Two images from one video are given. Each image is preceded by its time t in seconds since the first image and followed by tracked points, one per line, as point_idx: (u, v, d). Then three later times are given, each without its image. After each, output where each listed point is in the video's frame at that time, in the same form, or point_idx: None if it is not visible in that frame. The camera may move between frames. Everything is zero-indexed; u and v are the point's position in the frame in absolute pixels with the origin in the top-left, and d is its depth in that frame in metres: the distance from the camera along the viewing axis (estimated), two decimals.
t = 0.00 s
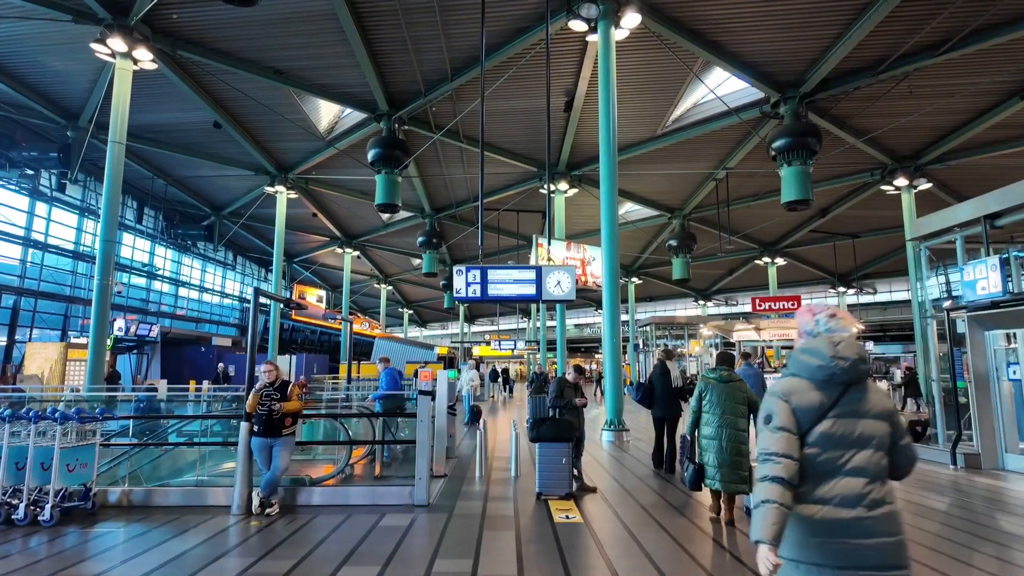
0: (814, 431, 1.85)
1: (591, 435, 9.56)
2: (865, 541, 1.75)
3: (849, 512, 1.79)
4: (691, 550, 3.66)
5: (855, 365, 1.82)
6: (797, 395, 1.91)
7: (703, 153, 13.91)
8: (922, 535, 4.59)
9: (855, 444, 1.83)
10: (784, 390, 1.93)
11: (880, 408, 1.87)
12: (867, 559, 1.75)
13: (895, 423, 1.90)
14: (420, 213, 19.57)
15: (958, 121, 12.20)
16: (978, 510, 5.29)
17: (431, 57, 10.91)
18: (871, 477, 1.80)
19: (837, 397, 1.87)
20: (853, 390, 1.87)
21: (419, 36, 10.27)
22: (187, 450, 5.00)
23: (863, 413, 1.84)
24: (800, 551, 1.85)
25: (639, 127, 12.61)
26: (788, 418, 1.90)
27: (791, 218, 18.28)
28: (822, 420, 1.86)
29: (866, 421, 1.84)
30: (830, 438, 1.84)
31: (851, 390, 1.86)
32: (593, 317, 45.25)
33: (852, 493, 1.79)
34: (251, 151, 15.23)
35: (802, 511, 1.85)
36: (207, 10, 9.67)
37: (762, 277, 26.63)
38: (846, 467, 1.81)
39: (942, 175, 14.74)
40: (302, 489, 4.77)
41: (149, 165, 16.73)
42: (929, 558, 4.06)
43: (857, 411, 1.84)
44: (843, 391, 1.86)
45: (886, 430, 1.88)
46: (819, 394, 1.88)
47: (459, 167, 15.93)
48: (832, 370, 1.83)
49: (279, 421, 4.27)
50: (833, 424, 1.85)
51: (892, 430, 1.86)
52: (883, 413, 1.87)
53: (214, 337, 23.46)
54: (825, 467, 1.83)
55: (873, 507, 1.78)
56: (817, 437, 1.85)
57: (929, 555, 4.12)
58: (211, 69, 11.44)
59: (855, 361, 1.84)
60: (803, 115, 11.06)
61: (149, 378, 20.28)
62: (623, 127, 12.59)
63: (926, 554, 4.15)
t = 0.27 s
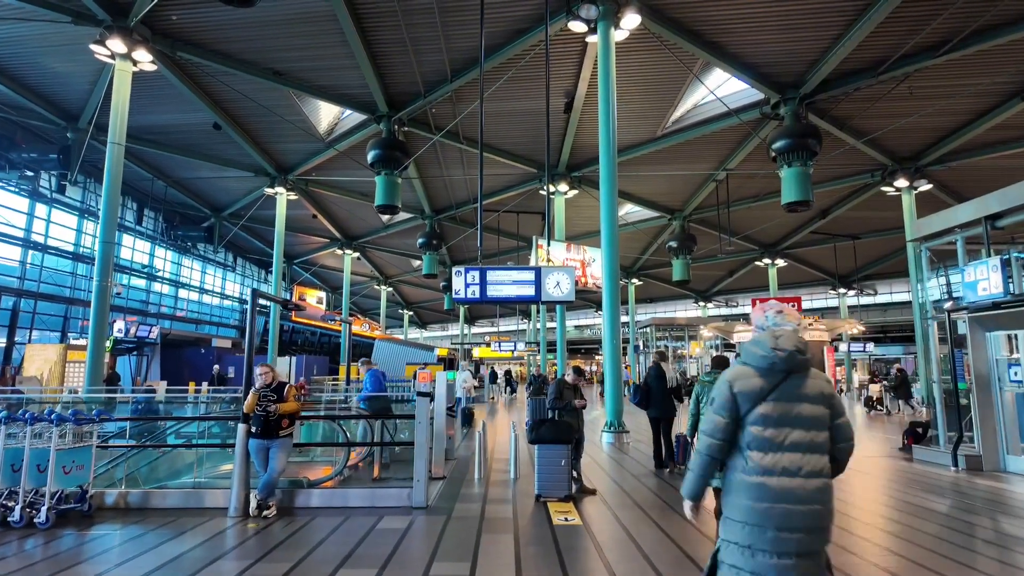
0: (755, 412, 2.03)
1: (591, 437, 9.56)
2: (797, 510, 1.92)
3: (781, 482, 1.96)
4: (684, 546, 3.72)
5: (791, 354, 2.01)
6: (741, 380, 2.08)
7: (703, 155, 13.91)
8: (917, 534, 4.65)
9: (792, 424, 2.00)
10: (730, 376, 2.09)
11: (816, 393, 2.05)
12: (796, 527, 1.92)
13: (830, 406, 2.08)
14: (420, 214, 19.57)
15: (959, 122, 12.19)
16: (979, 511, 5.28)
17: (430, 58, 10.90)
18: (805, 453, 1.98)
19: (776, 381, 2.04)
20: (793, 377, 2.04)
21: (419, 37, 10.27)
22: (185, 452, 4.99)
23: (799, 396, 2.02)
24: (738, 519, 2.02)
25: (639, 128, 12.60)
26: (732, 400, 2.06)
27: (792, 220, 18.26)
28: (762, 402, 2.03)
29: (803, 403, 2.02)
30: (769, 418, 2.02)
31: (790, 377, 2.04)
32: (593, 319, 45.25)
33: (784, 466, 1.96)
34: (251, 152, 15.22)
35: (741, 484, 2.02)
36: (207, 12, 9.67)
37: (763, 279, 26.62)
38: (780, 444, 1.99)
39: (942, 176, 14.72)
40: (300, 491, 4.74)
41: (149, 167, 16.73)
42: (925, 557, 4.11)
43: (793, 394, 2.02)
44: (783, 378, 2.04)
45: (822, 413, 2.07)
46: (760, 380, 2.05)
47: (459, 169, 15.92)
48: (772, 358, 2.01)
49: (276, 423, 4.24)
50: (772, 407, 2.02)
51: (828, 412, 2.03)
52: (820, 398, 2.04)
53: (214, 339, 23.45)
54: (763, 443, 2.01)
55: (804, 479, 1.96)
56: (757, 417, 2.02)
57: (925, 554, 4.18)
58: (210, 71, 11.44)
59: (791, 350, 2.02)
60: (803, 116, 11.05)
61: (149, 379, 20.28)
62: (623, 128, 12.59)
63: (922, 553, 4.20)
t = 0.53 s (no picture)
0: (721, 418, 2.47)
1: (591, 438, 9.54)
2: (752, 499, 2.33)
3: (741, 477, 2.38)
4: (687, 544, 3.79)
5: (752, 369, 2.42)
6: (712, 391, 2.52)
7: (703, 156, 13.90)
8: (915, 535, 4.68)
9: (749, 427, 2.41)
10: (700, 387, 2.55)
11: (774, 401, 2.44)
12: (753, 512, 2.34)
13: (791, 415, 2.45)
14: (420, 215, 19.57)
15: (959, 123, 12.18)
16: (980, 512, 5.27)
17: (431, 59, 10.91)
18: (762, 452, 2.37)
19: (740, 392, 2.47)
20: (752, 388, 2.46)
21: (419, 38, 10.28)
22: (184, 453, 4.98)
23: (757, 406, 2.43)
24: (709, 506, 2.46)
25: (639, 129, 12.60)
26: (703, 408, 2.52)
27: (792, 221, 18.25)
28: (727, 409, 2.47)
29: (761, 410, 2.42)
30: (731, 422, 2.45)
31: (750, 388, 2.46)
32: (593, 320, 45.23)
33: (743, 464, 2.37)
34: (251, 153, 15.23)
35: (712, 476, 2.46)
36: (208, 13, 9.68)
37: (764, 280, 26.61)
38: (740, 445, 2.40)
39: (943, 177, 14.71)
40: (299, 493, 4.74)
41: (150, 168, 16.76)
42: (922, 558, 4.14)
43: (753, 403, 2.44)
44: (744, 388, 2.46)
45: (781, 419, 2.44)
46: (726, 391, 2.49)
47: (459, 170, 15.92)
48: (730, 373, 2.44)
49: (275, 424, 4.22)
50: (734, 414, 2.45)
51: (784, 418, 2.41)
52: (779, 407, 2.43)
53: (215, 340, 23.44)
54: (727, 443, 2.44)
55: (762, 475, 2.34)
56: (722, 422, 2.46)
57: (921, 555, 4.20)
58: (211, 72, 11.45)
59: (752, 366, 2.44)
60: (804, 117, 11.05)
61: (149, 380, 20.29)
62: (623, 129, 12.58)
63: (919, 554, 4.23)
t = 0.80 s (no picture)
0: (704, 403, 2.75)
1: (592, 438, 9.51)
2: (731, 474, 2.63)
3: (720, 455, 2.70)
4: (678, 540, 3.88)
5: (731, 359, 2.73)
6: (695, 380, 2.83)
7: (704, 156, 13.88)
8: (916, 536, 4.67)
9: (728, 412, 2.72)
10: (685, 376, 2.85)
11: (748, 389, 2.78)
12: (729, 486, 2.64)
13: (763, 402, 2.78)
14: (421, 215, 19.56)
15: (961, 123, 12.16)
16: (982, 514, 5.25)
17: (431, 60, 10.91)
18: (738, 434, 2.69)
19: (721, 381, 2.77)
20: (731, 377, 2.78)
21: (420, 39, 10.27)
22: (184, 454, 4.97)
23: (735, 393, 2.74)
24: (692, 483, 2.75)
25: (640, 129, 12.58)
26: (688, 395, 2.81)
27: (794, 221, 18.21)
28: (710, 396, 2.77)
29: (738, 397, 2.73)
30: (713, 407, 2.74)
31: (729, 378, 2.77)
32: (594, 320, 45.21)
33: (722, 443, 2.68)
34: (252, 154, 15.23)
35: (696, 457, 2.74)
36: (208, 14, 9.67)
37: (765, 280, 26.57)
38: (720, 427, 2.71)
39: (945, 177, 14.67)
40: (299, 493, 4.73)
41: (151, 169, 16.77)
42: (921, 559, 4.14)
43: (731, 390, 2.76)
44: (723, 378, 2.77)
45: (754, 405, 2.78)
46: (708, 379, 2.79)
47: (460, 170, 15.90)
48: (713, 364, 2.74)
49: (274, 425, 4.20)
50: (716, 400, 2.75)
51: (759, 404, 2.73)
52: (753, 394, 2.76)
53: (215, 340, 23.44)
54: (709, 427, 2.73)
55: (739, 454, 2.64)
56: (704, 407, 2.75)
57: (921, 556, 4.20)
58: (212, 72, 11.44)
59: (731, 357, 2.75)
60: (805, 117, 11.02)
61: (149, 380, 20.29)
62: (624, 129, 12.56)
63: (919, 555, 4.23)
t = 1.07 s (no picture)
0: (690, 406, 3.00)
1: (595, 438, 9.45)
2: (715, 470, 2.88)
3: (704, 453, 2.93)
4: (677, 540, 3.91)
5: (715, 367, 2.99)
6: (683, 386, 3.06)
7: (706, 154, 13.81)
8: (919, 535, 4.65)
9: (713, 415, 2.96)
10: (672, 382, 3.08)
11: (730, 394, 3.02)
12: (709, 483, 2.89)
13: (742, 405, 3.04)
14: (422, 214, 19.52)
15: (965, 121, 12.07)
16: (990, 515, 5.18)
17: (432, 58, 10.86)
18: (723, 434, 2.93)
19: (706, 387, 3.01)
20: (715, 383, 3.02)
21: (421, 36, 10.22)
22: (181, 453, 4.91)
23: (720, 397, 2.99)
24: (679, 479, 3.00)
25: (642, 127, 12.51)
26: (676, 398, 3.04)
27: (796, 220, 18.13)
28: (695, 401, 3.01)
29: (720, 401, 2.98)
30: (700, 411, 2.98)
31: (715, 384, 3.01)
32: (595, 320, 45.15)
33: (706, 443, 2.92)
34: (252, 152, 15.19)
35: (681, 455, 2.98)
36: (208, 11, 9.62)
37: (767, 280, 26.49)
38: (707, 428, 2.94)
39: (949, 176, 14.58)
40: (298, 494, 4.67)
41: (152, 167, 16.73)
42: (926, 559, 4.12)
43: (715, 396, 2.99)
44: (709, 384, 3.01)
45: (735, 408, 3.03)
46: (695, 385, 3.03)
47: (461, 169, 15.85)
48: (699, 370, 2.98)
49: (272, 424, 4.15)
50: (702, 404, 2.98)
51: (739, 407, 2.98)
52: (733, 397, 3.02)
53: (216, 339, 23.42)
54: (696, 429, 2.98)
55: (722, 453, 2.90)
56: (692, 411, 2.99)
57: (925, 555, 4.19)
58: (212, 70, 11.40)
59: (715, 365, 3.01)
60: (808, 115, 10.95)
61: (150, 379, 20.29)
62: (625, 127, 12.49)
63: (923, 555, 4.21)
